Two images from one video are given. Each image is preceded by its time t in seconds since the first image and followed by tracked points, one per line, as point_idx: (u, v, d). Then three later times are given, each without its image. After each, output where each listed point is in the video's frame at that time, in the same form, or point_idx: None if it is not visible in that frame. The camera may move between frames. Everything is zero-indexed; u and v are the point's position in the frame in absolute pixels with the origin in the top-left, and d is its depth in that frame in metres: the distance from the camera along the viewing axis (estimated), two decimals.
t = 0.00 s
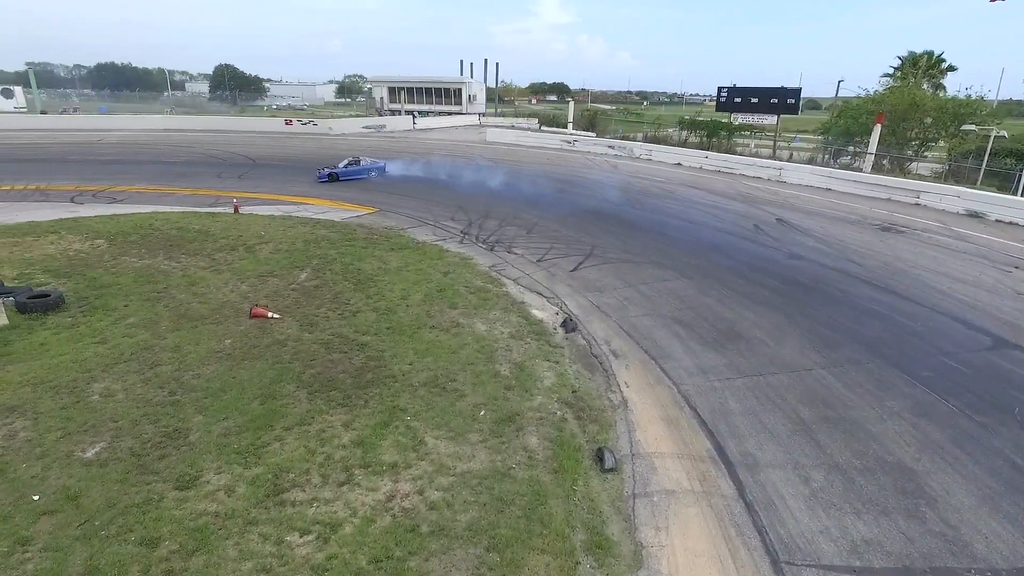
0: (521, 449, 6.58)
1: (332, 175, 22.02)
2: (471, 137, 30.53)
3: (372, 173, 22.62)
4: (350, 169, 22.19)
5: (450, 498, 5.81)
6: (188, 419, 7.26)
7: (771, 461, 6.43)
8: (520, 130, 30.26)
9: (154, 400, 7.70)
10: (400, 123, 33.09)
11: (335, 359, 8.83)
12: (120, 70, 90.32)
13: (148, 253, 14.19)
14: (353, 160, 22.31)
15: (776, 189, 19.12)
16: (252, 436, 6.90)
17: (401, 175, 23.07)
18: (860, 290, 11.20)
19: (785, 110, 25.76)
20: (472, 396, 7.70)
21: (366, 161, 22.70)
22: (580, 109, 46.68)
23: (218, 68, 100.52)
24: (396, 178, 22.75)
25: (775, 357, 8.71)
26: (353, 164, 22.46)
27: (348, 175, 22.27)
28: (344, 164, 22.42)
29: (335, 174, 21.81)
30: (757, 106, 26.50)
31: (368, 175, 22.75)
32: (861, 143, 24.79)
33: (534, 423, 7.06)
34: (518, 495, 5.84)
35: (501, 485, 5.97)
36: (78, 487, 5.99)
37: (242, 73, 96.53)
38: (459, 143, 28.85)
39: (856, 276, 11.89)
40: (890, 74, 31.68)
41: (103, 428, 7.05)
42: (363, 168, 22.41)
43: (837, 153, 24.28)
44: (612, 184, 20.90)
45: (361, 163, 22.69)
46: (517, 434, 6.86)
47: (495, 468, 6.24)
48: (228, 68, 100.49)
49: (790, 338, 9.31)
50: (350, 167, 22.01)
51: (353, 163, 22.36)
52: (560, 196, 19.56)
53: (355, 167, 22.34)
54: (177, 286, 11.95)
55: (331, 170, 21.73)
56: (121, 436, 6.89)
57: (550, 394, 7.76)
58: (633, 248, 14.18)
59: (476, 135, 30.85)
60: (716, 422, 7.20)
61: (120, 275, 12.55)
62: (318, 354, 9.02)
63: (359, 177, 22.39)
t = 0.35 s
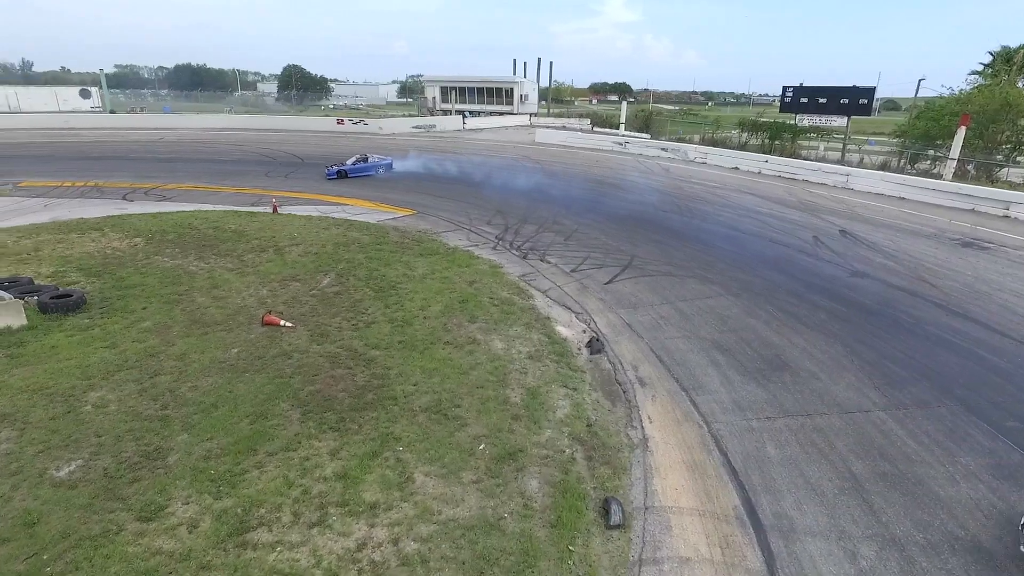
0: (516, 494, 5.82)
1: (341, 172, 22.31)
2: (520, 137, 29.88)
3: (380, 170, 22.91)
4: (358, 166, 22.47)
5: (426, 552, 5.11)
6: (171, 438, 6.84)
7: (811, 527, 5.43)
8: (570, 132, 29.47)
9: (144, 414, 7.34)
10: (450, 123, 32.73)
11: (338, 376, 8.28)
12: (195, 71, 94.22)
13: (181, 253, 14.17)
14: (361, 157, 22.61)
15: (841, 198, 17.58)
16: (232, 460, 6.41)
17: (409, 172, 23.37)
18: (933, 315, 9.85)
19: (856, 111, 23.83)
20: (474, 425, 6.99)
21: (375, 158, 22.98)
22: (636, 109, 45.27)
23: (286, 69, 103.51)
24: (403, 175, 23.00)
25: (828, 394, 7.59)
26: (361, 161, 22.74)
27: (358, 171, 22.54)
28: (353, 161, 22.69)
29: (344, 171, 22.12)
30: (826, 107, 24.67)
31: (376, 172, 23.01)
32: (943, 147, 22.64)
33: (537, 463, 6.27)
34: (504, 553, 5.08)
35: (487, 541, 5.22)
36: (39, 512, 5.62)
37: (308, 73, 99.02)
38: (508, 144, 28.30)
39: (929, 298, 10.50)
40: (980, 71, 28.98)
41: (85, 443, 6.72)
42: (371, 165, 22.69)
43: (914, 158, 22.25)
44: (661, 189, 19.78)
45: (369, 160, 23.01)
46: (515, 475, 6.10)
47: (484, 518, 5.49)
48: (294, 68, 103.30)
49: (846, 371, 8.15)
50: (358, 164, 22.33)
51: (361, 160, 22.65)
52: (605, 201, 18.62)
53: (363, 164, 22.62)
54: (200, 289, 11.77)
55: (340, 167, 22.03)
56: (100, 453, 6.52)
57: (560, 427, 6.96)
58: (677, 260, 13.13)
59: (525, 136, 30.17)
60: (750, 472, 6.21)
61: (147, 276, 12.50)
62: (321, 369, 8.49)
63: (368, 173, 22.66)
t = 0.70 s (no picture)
0: (505, 548, 5.11)
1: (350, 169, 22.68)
2: (566, 139, 29.13)
3: (388, 168, 23.21)
4: (366, 164, 22.82)
5: None
6: (150, 457, 6.44)
7: None
8: (619, 133, 28.58)
9: (130, 429, 6.98)
10: (496, 124, 32.21)
11: (337, 394, 7.75)
12: (258, 72, 97.09)
13: (209, 255, 14.08)
14: (370, 155, 22.95)
15: (909, 207, 16.10)
16: (206, 487, 5.93)
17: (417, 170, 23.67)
18: (1014, 346, 8.60)
19: (930, 111, 21.84)
20: (471, 459, 6.31)
21: (384, 156, 23.30)
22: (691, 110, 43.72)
23: (345, 69, 105.46)
24: (410, 173, 23.21)
25: (883, 440, 6.55)
26: (370, 159, 23.08)
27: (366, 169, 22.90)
28: (362, 159, 23.05)
29: (352, 168, 22.46)
30: (896, 108, 22.85)
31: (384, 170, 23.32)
32: None
33: (534, 511, 5.54)
34: None
35: None
36: None
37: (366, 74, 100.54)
38: (554, 145, 27.67)
39: (1010, 326, 9.20)
40: None
41: (62, 459, 6.39)
42: (380, 163, 23.02)
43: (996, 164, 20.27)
44: (710, 194, 18.66)
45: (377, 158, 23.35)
46: (507, 523, 5.39)
47: None
48: (352, 68, 105.11)
49: (907, 412, 7.07)
50: (366, 162, 22.67)
51: (370, 158, 22.98)
52: (648, 207, 17.66)
53: (371, 162, 22.96)
54: (219, 292, 11.55)
55: (349, 165, 22.41)
56: (75, 472, 6.17)
57: (567, 466, 6.19)
58: (719, 274, 12.12)
59: (572, 137, 29.40)
60: (783, 536, 5.30)
61: (172, 277, 12.41)
62: (321, 385, 7.99)
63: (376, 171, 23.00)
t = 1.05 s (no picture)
0: None
1: (369, 167, 23.23)
2: (625, 141, 28.01)
3: (406, 165, 23.68)
4: (384, 161, 23.34)
5: None
6: (127, 479, 6.02)
7: None
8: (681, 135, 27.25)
9: (116, 445, 6.62)
10: (554, 124, 31.39)
11: (335, 416, 7.17)
12: (331, 73, 99.84)
13: (247, 256, 13.99)
14: (389, 152, 23.43)
15: (1007, 221, 14.21)
16: (172, 520, 5.44)
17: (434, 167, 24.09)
18: None
19: None
20: (461, 506, 5.57)
21: (402, 153, 23.78)
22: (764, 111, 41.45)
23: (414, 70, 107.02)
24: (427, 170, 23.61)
25: (963, 515, 5.36)
26: (388, 156, 23.57)
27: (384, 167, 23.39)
28: (380, 156, 23.55)
29: (371, 165, 22.92)
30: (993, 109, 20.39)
31: (402, 167, 23.79)
32: None
33: None
34: None
35: None
36: None
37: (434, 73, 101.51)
38: (612, 147, 26.63)
39: None
40: None
41: (40, 475, 6.07)
42: (398, 160, 23.50)
43: None
44: (775, 203, 17.21)
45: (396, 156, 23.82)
46: None
47: None
48: (422, 69, 106.65)
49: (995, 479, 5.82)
50: (385, 159, 23.14)
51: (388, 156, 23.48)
52: (705, 215, 16.44)
53: (389, 160, 23.48)
54: (245, 296, 11.33)
55: (369, 162, 22.93)
56: (47, 492, 5.82)
57: (570, 523, 5.35)
58: (778, 293, 10.89)
59: (632, 139, 28.25)
60: None
61: (204, 279, 12.32)
62: (321, 405, 7.44)
63: (394, 168, 23.48)
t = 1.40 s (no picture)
0: None
1: (379, 165, 23.62)
2: (677, 144, 26.80)
3: (416, 164, 24.03)
4: (395, 160, 23.74)
5: None
6: (89, 505, 5.62)
7: None
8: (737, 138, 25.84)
9: (90, 463, 6.25)
10: (602, 125, 30.42)
11: (321, 442, 6.62)
12: (389, 73, 101.21)
13: (272, 258, 13.78)
14: (399, 151, 23.83)
15: None
16: (121, 558, 4.97)
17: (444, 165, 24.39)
18: None
19: None
20: (435, 562, 4.88)
21: (411, 152, 24.18)
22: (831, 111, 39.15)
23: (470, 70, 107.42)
24: (437, 169, 23.91)
25: None
26: (398, 155, 23.95)
27: (395, 165, 23.77)
28: (390, 155, 23.93)
29: (382, 165, 23.38)
30: None
31: (412, 165, 24.15)
32: None
33: None
34: None
35: None
36: None
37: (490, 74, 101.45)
38: (662, 150, 25.53)
39: None
40: None
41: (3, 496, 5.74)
42: (407, 159, 23.88)
43: None
44: (834, 213, 15.84)
45: (406, 155, 24.17)
46: None
47: None
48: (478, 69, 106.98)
49: None
50: (395, 158, 23.55)
51: (398, 155, 23.87)
52: (755, 224, 15.25)
53: (400, 159, 23.88)
54: (261, 302, 11.02)
55: (380, 160, 23.31)
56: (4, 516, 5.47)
57: None
58: (830, 315, 9.75)
59: (684, 142, 27.03)
60: None
61: (226, 282, 12.11)
62: (309, 428, 6.90)
63: (404, 167, 23.88)
